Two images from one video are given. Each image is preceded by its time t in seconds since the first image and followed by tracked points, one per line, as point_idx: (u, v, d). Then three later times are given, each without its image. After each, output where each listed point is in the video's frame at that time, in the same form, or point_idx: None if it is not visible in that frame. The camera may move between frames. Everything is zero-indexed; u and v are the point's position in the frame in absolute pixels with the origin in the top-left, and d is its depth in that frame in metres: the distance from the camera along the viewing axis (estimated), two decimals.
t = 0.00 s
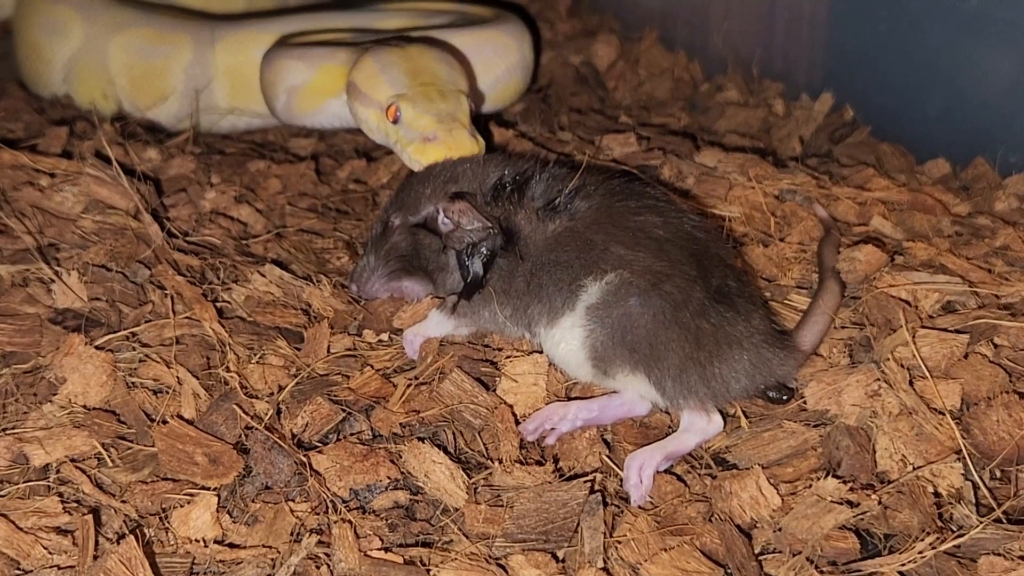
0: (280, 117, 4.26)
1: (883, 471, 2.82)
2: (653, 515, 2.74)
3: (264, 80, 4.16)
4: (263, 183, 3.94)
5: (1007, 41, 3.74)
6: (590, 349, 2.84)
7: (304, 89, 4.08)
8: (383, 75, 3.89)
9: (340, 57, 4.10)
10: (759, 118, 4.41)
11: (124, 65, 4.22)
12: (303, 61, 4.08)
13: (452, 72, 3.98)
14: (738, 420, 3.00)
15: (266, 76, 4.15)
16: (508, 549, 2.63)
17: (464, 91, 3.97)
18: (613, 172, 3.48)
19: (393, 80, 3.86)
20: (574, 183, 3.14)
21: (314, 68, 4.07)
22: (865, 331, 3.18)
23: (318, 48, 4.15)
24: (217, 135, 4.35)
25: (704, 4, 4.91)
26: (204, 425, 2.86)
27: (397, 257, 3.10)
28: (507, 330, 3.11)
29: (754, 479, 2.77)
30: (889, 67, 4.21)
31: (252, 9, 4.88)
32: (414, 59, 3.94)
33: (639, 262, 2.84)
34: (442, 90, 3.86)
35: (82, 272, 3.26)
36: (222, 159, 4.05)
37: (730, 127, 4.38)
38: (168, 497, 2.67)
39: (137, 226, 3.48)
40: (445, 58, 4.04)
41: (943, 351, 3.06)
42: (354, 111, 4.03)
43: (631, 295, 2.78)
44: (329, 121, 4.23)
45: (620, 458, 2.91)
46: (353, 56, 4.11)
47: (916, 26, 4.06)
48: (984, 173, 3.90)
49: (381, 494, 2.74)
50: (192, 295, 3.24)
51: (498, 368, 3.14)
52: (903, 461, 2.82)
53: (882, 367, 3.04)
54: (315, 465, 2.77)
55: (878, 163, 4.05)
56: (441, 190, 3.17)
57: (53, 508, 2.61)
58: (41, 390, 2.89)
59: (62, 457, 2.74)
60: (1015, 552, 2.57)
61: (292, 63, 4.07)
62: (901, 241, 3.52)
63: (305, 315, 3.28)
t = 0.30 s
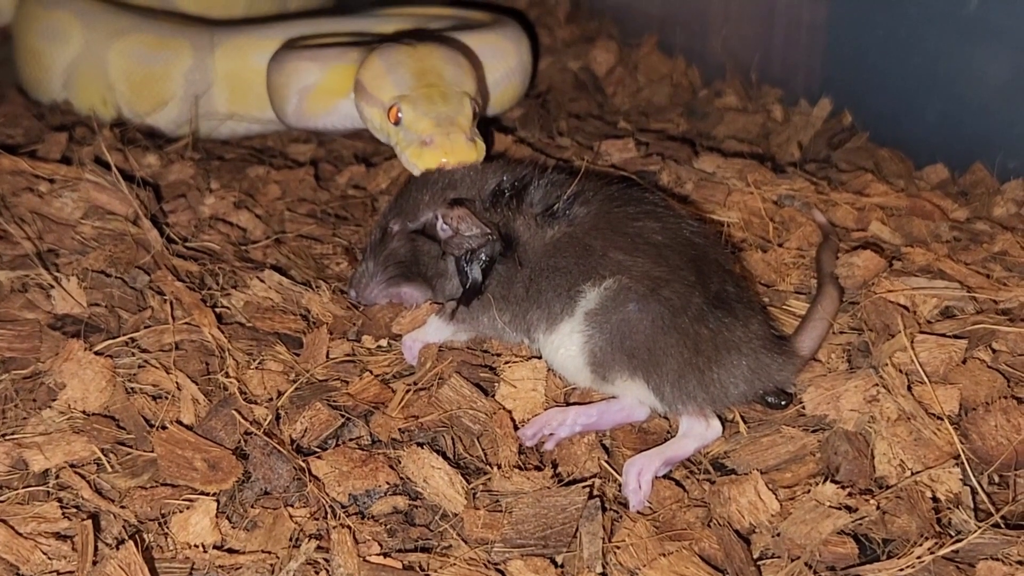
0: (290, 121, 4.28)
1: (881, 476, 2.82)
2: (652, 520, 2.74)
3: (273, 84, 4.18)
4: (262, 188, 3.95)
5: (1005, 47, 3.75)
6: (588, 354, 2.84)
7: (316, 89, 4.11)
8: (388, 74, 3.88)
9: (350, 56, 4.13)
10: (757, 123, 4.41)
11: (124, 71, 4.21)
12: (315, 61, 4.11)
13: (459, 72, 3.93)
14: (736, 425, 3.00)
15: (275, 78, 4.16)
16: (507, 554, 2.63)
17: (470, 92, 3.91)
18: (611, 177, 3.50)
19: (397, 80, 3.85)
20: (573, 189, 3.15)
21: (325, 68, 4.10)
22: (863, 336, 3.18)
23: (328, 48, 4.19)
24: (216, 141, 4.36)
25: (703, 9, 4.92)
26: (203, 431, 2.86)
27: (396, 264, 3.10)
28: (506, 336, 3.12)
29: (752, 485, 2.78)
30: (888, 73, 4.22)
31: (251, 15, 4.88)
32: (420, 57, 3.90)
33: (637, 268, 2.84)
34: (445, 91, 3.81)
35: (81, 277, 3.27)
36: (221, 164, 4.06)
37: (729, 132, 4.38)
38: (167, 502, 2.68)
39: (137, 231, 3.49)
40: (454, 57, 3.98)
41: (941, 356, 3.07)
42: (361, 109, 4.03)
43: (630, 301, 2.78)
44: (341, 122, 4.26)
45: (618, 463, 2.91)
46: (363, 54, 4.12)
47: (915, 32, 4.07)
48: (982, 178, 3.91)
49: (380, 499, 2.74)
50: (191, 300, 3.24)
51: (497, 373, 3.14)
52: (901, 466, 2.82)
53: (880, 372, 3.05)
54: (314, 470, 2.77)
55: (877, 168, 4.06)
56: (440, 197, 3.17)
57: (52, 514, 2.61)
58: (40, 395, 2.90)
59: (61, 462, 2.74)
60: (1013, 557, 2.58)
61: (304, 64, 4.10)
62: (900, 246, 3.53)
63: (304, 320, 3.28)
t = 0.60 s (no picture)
0: (295, 121, 4.26)
1: (881, 480, 2.82)
2: (652, 523, 2.74)
3: (275, 84, 4.17)
4: (261, 192, 3.95)
5: (1005, 51, 3.76)
6: (587, 358, 2.84)
7: (315, 85, 4.07)
8: (372, 74, 3.72)
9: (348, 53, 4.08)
10: (756, 127, 4.42)
11: (123, 75, 4.21)
12: (315, 57, 4.07)
13: (445, 70, 3.72)
14: (736, 429, 3.00)
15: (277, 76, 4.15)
16: (506, 557, 2.63)
17: (457, 92, 3.72)
18: (610, 181, 3.50)
19: (381, 80, 3.69)
20: (572, 193, 3.16)
21: (324, 63, 4.05)
22: (862, 339, 3.18)
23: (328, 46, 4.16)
24: (216, 144, 4.36)
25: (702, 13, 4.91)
26: (203, 434, 2.87)
27: (395, 267, 3.10)
28: (505, 340, 3.12)
29: (752, 488, 2.78)
30: (887, 76, 4.22)
31: (250, 19, 4.87)
32: (405, 55, 3.72)
33: (637, 271, 2.85)
34: (429, 92, 3.62)
35: (80, 281, 3.27)
36: (221, 168, 4.07)
37: (728, 136, 4.39)
38: (167, 506, 2.68)
39: (136, 235, 3.49)
40: (441, 53, 3.78)
41: (940, 359, 3.07)
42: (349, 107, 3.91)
43: (628, 305, 2.78)
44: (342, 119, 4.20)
45: (618, 467, 2.91)
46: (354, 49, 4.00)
47: (914, 36, 4.07)
48: (981, 181, 3.92)
49: (379, 503, 2.74)
50: (191, 304, 3.25)
51: (496, 377, 3.14)
52: (901, 469, 2.83)
53: (879, 375, 3.05)
54: (314, 474, 2.77)
55: (876, 172, 4.06)
56: (440, 202, 3.21)
57: (52, 517, 2.61)
58: (40, 399, 2.90)
59: (61, 465, 2.74)
60: (1013, 560, 2.58)
61: (304, 60, 4.07)
62: (899, 250, 3.53)
63: (304, 324, 3.29)
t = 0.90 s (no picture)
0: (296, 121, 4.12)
1: (880, 482, 2.82)
2: (651, 526, 2.74)
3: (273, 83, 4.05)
4: (260, 195, 3.95)
5: (1004, 53, 3.77)
6: (586, 360, 2.84)
7: (311, 81, 3.92)
8: (373, 69, 3.46)
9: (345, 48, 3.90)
10: (756, 129, 4.42)
11: (122, 78, 4.20)
12: (314, 53, 3.93)
13: (449, 64, 3.47)
14: (735, 431, 3.00)
15: (276, 73, 4.03)
16: (505, 560, 2.63)
17: (462, 85, 3.48)
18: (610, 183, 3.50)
19: (383, 73, 3.43)
20: (571, 195, 3.15)
21: (321, 59, 3.90)
22: (861, 341, 3.18)
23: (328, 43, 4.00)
24: (216, 147, 4.36)
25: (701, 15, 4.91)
26: (202, 437, 2.87)
27: (394, 269, 3.11)
28: (504, 342, 3.12)
29: (751, 490, 2.77)
30: (886, 78, 4.22)
31: (249, 21, 4.87)
32: (406, 48, 3.46)
33: (636, 273, 2.85)
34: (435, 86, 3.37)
35: (80, 284, 3.27)
36: (220, 171, 4.07)
37: (727, 138, 4.39)
38: (167, 508, 2.68)
39: (135, 237, 3.49)
40: (443, 45, 3.53)
41: (939, 362, 3.07)
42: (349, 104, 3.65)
43: (627, 307, 2.78)
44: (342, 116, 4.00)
45: (617, 469, 2.92)
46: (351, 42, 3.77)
47: (912, 38, 4.07)
48: (980, 184, 3.93)
49: (379, 505, 2.74)
50: (190, 306, 3.25)
51: (496, 379, 3.14)
52: (900, 471, 2.83)
53: (879, 377, 3.05)
54: (313, 477, 2.78)
55: (875, 174, 4.06)
56: (439, 204, 3.18)
57: (51, 520, 2.61)
58: (39, 401, 2.90)
59: (60, 468, 2.74)
60: (1012, 562, 2.58)
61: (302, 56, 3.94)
62: (898, 252, 3.53)
63: (303, 326, 3.29)
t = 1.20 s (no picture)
0: (310, 114, 4.12)
1: (878, 483, 2.82)
2: (649, 527, 2.74)
3: (288, 76, 4.05)
4: (258, 196, 3.95)
5: (1005, 54, 3.78)
6: (585, 361, 2.84)
7: (328, 73, 3.91)
8: (404, 63, 3.41)
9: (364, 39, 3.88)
10: (754, 130, 4.42)
11: (120, 79, 4.21)
12: (331, 46, 3.92)
13: (479, 59, 3.43)
14: (733, 432, 2.99)
15: (292, 65, 4.03)
16: (504, 561, 2.63)
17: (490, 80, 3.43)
18: (608, 184, 3.50)
19: (413, 68, 3.38)
20: (569, 196, 3.15)
21: (338, 51, 3.89)
22: (860, 342, 3.18)
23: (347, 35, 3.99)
24: (214, 148, 4.37)
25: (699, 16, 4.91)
26: (200, 438, 2.86)
27: (393, 270, 3.12)
28: (503, 343, 3.12)
29: (750, 491, 2.77)
30: (884, 79, 4.22)
31: (247, 22, 4.87)
32: (435, 42, 3.42)
33: (634, 274, 2.85)
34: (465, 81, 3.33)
35: (77, 285, 3.26)
36: (218, 172, 4.07)
37: (725, 138, 4.39)
38: (165, 510, 2.68)
39: (133, 239, 3.49)
40: (472, 39, 3.49)
41: (937, 362, 3.07)
42: (377, 98, 3.61)
43: (626, 307, 2.78)
44: (355, 109, 4.00)
45: (615, 470, 2.91)
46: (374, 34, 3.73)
47: (911, 39, 4.08)
48: (978, 184, 3.93)
49: (377, 507, 2.74)
50: (188, 308, 3.24)
51: (494, 381, 3.13)
52: (898, 472, 2.82)
53: (877, 378, 3.05)
54: (312, 478, 2.77)
55: (873, 174, 4.06)
56: (438, 204, 3.15)
57: (49, 521, 2.61)
58: (37, 403, 2.89)
59: (58, 470, 2.74)
60: (1011, 563, 2.58)
61: (319, 50, 3.94)
62: (896, 253, 3.53)
63: (301, 327, 3.28)
